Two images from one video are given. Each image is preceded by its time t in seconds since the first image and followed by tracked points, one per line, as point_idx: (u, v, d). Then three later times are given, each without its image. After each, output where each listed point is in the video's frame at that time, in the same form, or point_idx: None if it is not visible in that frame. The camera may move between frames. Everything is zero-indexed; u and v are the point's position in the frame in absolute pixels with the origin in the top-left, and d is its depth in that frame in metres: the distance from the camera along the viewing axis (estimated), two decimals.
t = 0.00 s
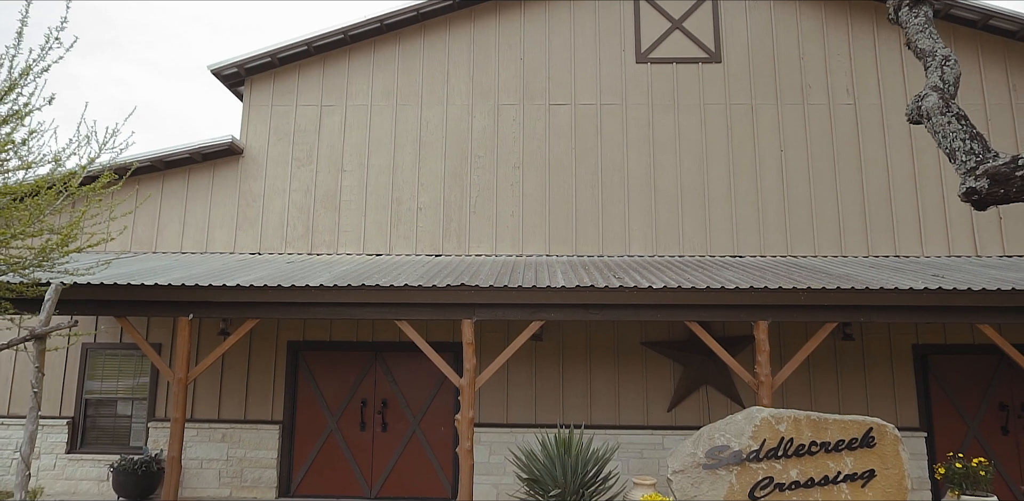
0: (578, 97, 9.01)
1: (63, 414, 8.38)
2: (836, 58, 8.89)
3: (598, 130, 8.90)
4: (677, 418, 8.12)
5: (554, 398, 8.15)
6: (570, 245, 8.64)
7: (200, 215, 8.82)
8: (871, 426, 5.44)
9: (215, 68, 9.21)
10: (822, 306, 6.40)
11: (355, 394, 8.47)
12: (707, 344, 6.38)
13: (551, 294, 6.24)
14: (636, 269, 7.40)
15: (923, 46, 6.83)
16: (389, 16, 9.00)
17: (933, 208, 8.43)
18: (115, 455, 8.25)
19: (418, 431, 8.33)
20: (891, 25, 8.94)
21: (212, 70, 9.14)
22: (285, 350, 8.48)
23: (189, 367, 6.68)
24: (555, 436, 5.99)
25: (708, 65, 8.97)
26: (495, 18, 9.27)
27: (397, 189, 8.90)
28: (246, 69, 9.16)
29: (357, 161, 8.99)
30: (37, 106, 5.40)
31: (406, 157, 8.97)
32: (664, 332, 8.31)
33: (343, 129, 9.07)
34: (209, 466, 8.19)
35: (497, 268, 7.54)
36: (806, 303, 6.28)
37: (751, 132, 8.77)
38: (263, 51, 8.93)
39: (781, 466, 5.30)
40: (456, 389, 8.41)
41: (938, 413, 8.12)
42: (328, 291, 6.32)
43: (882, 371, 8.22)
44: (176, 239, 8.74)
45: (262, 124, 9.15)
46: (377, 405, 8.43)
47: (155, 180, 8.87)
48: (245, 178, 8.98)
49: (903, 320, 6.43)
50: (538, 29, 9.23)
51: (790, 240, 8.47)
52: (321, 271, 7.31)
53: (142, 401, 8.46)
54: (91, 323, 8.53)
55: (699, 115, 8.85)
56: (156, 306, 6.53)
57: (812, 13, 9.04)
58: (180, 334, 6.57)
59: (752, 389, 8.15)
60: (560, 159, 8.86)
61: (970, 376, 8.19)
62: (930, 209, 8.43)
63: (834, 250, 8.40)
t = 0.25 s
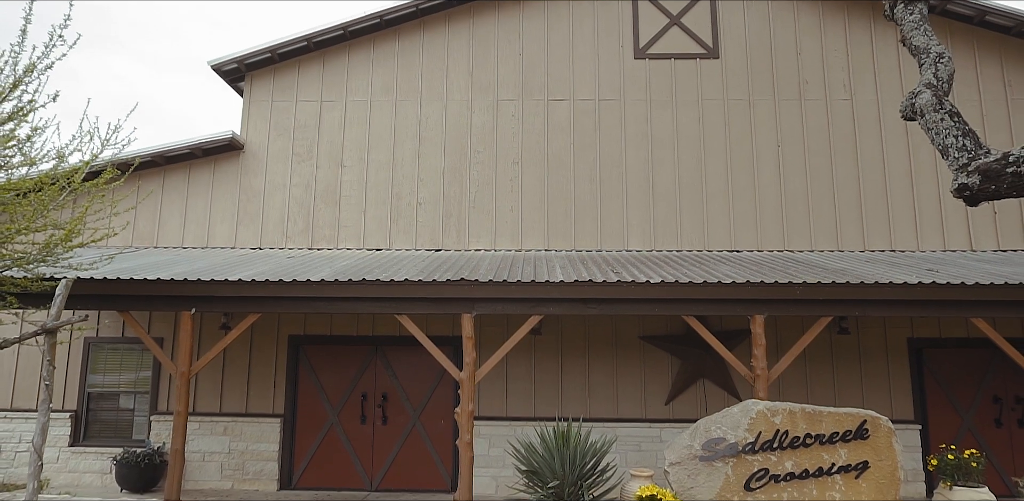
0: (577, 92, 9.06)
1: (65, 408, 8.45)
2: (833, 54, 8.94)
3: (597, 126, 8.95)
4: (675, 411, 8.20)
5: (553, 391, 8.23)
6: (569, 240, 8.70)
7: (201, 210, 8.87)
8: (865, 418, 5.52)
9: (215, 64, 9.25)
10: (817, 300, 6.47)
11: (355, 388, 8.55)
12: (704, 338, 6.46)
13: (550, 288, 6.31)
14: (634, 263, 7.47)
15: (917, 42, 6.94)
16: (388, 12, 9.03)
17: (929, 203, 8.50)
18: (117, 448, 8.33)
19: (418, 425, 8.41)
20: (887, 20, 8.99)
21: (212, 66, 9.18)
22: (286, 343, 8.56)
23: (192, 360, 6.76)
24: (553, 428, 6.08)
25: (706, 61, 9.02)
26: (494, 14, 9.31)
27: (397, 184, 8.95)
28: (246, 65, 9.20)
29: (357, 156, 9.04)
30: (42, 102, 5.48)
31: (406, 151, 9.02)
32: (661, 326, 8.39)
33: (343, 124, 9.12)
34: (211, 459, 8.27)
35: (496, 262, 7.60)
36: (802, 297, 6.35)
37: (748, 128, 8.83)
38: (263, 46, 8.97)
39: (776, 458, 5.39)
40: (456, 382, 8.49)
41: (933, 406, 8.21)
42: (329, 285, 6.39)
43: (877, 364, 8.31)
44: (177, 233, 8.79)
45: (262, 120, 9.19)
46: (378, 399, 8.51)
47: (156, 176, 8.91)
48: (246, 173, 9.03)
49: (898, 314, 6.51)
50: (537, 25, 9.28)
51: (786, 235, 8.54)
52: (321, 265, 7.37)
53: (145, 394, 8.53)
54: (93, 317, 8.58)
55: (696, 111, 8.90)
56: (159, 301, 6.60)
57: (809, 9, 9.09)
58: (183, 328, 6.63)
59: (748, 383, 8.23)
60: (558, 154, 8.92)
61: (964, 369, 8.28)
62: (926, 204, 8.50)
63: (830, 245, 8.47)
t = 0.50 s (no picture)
0: (576, 88, 9.10)
1: (69, 401, 8.52)
2: (831, 49, 8.99)
3: (596, 121, 9.00)
4: (673, 404, 8.28)
5: (552, 385, 8.31)
6: (568, 234, 8.76)
7: (202, 205, 8.93)
8: (860, 411, 5.59)
9: (216, 60, 9.29)
10: (814, 295, 6.53)
11: (356, 382, 8.62)
12: (702, 332, 6.53)
13: (550, 283, 6.37)
14: (633, 258, 7.53)
15: (913, 39, 7.09)
16: (388, 8, 9.06)
17: (926, 197, 8.56)
18: (121, 441, 8.41)
19: (419, 418, 8.49)
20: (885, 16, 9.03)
21: (213, 61, 9.22)
22: (288, 338, 8.63)
23: (195, 354, 6.83)
24: (552, 421, 6.15)
25: (704, 56, 9.06)
26: (494, 9, 9.34)
27: (398, 179, 9.00)
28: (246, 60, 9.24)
29: (358, 152, 9.09)
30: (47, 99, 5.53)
31: (406, 147, 9.07)
32: (660, 320, 8.46)
33: (344, 120, 9.16)
34: (214, 452, 8.36)
35: (496, 257, 7.66)
36: (799, 291, 6.41)
37: (746, 123, 8.88)
38: (263, 42, 9.00)
39: (773, 450, 5.47)
40: (456, 376, 8.56)
41: (929, 399, 8.29)
42: (331, 280, 6.45)
43: (874, 357, 8.38)
44: (179, 229, 8.85)
45: (263, 115, 9.23)
46: (379, 392, 8.58)
47: (157, 171, 8.96)
48: (247, 169, 9.08)
49: (893, 308, 6.58)
50: (536, 20, 9.31)
51: (784, 230, 8.60)
52: (323, 260, 7.43)
53: (147, 388, 8.61)
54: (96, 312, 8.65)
55: (695, 106, 8.95)
56: (162, 296, 6.66)
57: (808, 5, 9.13)
58: (186, 322, 6.70)
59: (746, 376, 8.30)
60: (558, 149, 8.96)
61: (960, 363, 8.35)
62: (922, 199, 8.56)
63: (828, 240, 8.53)
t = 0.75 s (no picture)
0: (576, 83, 9.15)
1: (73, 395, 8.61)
2: (829, 45, 9.04)
3: (595, 117, 9.06)
4: (672, 397, 8.37)
5: (552, 378, 8.39)
6: (567, 228, 8.83)
7: (204, 200, 8.99)
8: (855, 403, 5.68)
9: (217, 56, 9.33)
10: (811, 289, 6.61)
11: (358, 375, 8.71)
12: (700, 325, 6.60)
13: (549, 277, 6.44)
14: (632, 252, 7.60)
15: (909, 36, 7.19)
16: (389, 3, 9.10)
17: (922, 192, 8.63)
18: (124, 435, 8.49)
19: (420, 411, 8.58)
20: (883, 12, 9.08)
21: (214, 57, 9.27)
22: (290, 331, 8.71)
23: (199, 348, 6.90)
24: (552, 414, 6.24)
25: (703, 52, 9.11)
26: (494, 5, 9.39)
27: (399, 174, 9.06)
28: (247, 56, 9.28)
29: (359, 147, 9.15)
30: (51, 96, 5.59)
31: (407, 142, 9.13)
32: (658, 314, 8.54)
33: (344, 115, 9.22)
34: (217, 444, 8.45)
35: (496, 252, 7.73)
36: (795, 285, 6.49)
37: (744, 118, 8.94)
38: (264, 38, 9.04)
39: (769, 442, 5.55)
40: (457, 369, 8.65)
41: (924, 392, 8.38)
42: (333, 275, 6.52)
43: (870, 351, 8.47)
44: (181, 224, 8.92)
45: (264, 111, 9.29)
46: (380, 385, 8.67)
47: (159, 166, 9.02)
48: (248, 164, 9.14)
49: (889, 302, 6.66)
50: (536, 16, 9.35)
51: (782, 224, 8.67)
52: (324, 255, 7.50)
53: (150, 382, 8.69)
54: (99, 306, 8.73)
55: (694, 101, 9.00)
56: (166, 290, 6.74)
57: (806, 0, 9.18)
58: (189, 316, 6.77)
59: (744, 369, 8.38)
60: (558, 145, 9.02)
61: (956, 356, 8.44)
62: (919, 194, 8.63)
63: (825, 234, 8.61)
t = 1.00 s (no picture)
0: (576, 77, 9.19)
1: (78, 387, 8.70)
2: (829, 38, 9.07)
3: (595, 110, 9.10)
4: (671, 389, 8.44)
5: (552, 369, 8.47)
6: (568, 221, 8.88)
7: (206, 194, 9.05)
8: (851, 394, 5.74)
9: (219, 50, 9.37)
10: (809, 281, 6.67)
11: (360, 367, 8.79)
12: (698, 317, 6.67)
13: (549, 270, 6.51)
14: (631, 245, 7.66)
15: (906, 31, 7.21)
16: None
17: (921, 185, 8.67)
18: (129, 426, 8.58)
19: (422, 402, 8.66)
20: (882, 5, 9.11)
21: (216, 51, 9.31)
22: (292, 324, 8.78)
23: (203, 340, 6.97)
24: (553, 405, 6.31)
25: (703, 45, 9.14)
26: None
27: (400, 168, 9.11)
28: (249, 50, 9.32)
29: (360, 141, 9.20)
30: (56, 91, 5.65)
31: (408, 135, 9.17)
32: (658, 306, 8.60)
33: (346, 109, 9.26)
34: (220, 436, 8.54)
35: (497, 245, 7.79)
36: (793, 277, 6.55)
37: (744, 111, 8.97)
38: (265, 32, 9.07)
39: (766, 432, 5.63)
40: (458, 361, 8.72)
41: (922, 383, 8.45)
42: (335, 268, 6.59)
43: (868, 342, 8.54)
44: (184, 217, 8.98)
45: (266, 105, 9.33)
46: (382, 377, 8.75)
47: (162, 160, 9.08)
48: (250, 158, 9.19)
49: (886, 293, 6.72)
50: (536, 9, 9.38)
51: (781, 217, 8.72)
52: (327, 248, 7.56)
53: (154, 374, 8.77)
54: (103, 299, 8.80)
55: (693, 94, 9.04)
56: (170, 283, 6.80)
57: None
58: (193, 309, 6.84)
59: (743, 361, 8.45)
60: (558, 138, 9.07)
61: (953, 348, 8.51)
62: (917, 186, 8.67)
63: (823, 227, 8.66)
